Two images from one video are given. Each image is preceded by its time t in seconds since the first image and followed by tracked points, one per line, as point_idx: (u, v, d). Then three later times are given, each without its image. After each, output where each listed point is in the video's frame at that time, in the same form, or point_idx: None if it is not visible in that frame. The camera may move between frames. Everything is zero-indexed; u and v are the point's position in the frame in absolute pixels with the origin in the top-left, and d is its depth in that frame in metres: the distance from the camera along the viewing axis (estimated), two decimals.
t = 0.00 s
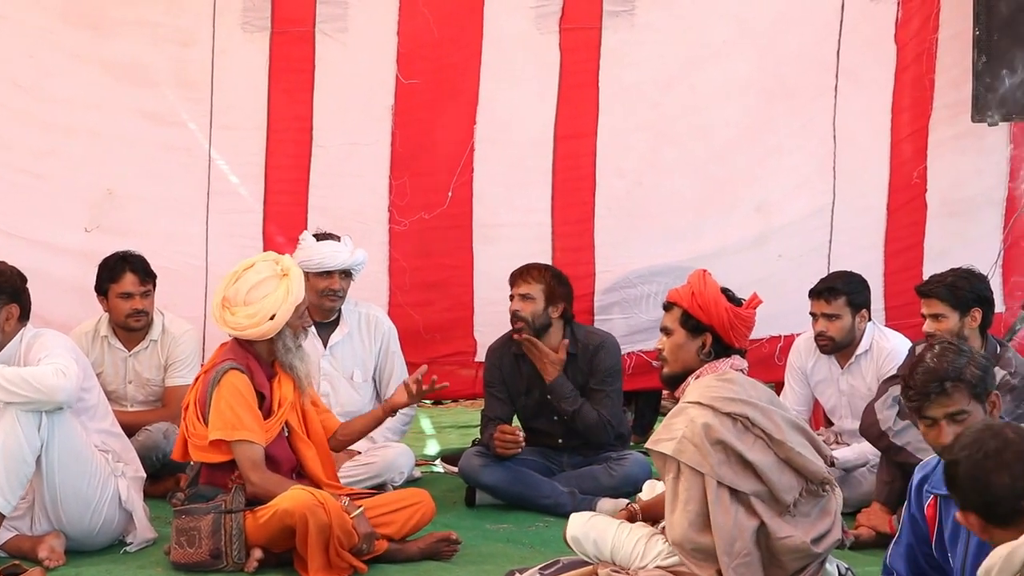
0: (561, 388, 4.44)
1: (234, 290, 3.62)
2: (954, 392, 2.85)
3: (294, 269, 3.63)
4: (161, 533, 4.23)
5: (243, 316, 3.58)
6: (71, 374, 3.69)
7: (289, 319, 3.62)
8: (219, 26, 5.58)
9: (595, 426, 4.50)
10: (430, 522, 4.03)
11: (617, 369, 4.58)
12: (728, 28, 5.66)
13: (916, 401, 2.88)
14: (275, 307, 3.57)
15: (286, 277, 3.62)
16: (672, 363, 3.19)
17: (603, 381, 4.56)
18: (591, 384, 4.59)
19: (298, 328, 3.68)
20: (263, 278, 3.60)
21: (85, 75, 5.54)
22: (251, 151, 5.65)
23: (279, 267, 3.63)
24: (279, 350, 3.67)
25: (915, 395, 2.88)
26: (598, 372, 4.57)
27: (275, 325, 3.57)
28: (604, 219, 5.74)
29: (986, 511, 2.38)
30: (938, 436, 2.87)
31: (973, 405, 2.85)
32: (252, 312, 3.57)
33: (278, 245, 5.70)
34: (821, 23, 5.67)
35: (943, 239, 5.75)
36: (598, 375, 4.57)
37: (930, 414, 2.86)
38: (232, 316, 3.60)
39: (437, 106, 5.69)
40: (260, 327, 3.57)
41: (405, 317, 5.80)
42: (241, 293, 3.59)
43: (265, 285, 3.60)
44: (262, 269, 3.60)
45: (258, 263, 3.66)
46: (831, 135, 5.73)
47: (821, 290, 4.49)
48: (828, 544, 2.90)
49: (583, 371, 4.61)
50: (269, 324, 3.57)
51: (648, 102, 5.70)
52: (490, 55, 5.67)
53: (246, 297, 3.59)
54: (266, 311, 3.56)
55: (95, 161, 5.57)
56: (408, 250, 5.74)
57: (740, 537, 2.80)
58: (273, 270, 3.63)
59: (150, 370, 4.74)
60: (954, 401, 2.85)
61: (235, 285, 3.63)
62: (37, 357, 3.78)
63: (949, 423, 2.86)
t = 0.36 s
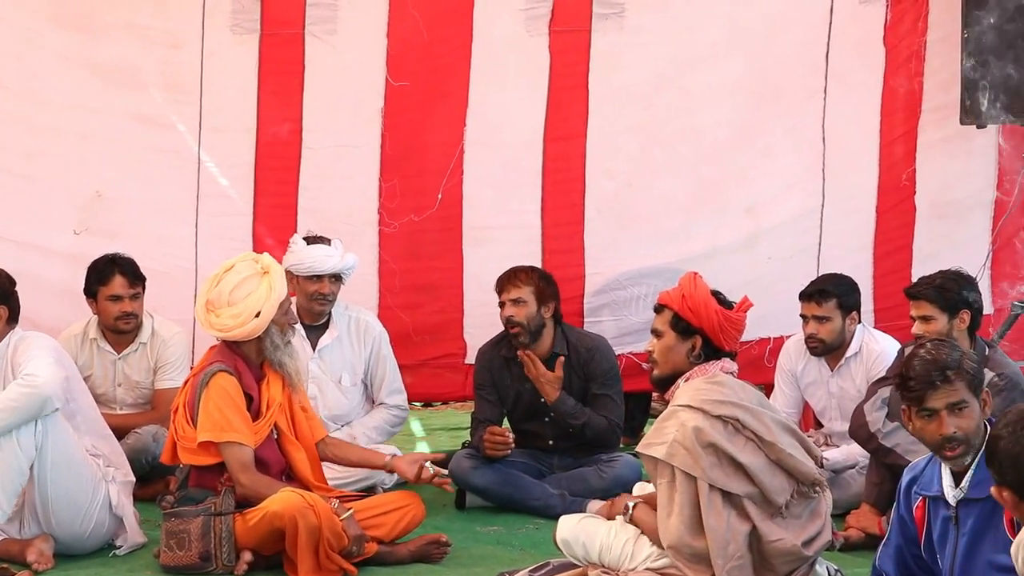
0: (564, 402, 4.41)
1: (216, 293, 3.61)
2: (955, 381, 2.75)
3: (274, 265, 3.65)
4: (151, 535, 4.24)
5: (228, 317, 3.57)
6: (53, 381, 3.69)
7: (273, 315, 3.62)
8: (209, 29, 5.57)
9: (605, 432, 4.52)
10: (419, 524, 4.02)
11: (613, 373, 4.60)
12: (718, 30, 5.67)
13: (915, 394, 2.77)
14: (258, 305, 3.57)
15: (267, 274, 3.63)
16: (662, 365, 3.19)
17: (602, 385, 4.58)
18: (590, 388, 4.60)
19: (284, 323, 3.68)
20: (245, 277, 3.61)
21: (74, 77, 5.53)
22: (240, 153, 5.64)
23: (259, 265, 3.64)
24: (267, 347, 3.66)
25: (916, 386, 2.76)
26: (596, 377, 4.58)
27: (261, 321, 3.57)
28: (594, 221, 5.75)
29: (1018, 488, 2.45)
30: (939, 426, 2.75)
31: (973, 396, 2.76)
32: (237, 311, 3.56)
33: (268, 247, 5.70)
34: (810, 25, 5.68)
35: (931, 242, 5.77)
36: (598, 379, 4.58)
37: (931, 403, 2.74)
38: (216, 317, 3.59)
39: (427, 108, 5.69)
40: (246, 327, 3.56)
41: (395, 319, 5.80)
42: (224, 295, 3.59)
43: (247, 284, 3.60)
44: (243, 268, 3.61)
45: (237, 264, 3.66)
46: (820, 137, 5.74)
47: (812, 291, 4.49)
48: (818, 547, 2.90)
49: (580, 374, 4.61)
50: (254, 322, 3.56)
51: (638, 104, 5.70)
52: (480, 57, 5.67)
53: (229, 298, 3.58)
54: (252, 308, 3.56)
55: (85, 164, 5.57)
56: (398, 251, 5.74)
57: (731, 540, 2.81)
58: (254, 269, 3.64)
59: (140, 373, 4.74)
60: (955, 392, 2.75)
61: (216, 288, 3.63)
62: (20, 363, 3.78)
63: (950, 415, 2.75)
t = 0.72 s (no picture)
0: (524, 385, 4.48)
1: (222, 294, 3.57)
2: (946, 382, 2.76)
3: (276, 269, 3.66)
4: (137, 538, 4.23)
5: (236, 317, 3.54)
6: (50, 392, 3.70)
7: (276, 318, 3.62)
8: (194, 30, 5.55)
9: (562, 422, 4.49)
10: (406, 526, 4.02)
11: (592, 364, 4.57)
12: (704, 32, 5.68)
13: (906, 395, 2.77)
14: (267, 306, 3.56)
15: (269, 276, 3.63)
16: (647, 366, 3.19)
17: (575, 375, 4.54)
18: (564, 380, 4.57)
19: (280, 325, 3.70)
20: (251, 278, 3.60)
21: (59, 79, 5.51)
22: (226, 155, 5.62)
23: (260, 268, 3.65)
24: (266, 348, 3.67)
25: (907, 387, 2.77)
26: (572, 369, 4.55)
27: (268, 323, 3.56)
28: (580, 223, 5.75)
29: (1003, 484, 2.49)
30: (931, 426, 2.76)
31: (963, 397, 2.77)
32: (245, 311, 3.54)
33: (254, 249, 5.70)
34: (796, 27, 5.70)
35: (918, 244, 5.86)
36: (572, 371, 4.55)
37: (921, 404, 2.76)
38: (223, 318, 3.56)
39: (413, 109, 5.68)
40: (255, 327, 3.54)
41: (382, 321, 5.79)
42: (232, 295, 3.56)
43: (253, 286, 3.59)
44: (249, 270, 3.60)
45: (237, 266, 3.66)
46: (806, 138, 5.76)
47: (798, 292, 4.49)
48: (802, 547, 2.90)
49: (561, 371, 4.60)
50: (263, 323, 3.55)
51: (625, 106, 5.70)
52: (466, 58, 5.66)
53: (237, 298, 3.55)
54: (260, 309, 3.55)
55: (70, 167, 5.55)
56: (384, 253, 5.73)
57: (714, 540, 2.81)
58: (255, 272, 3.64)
59: (125, 376, 4.72)
60: (946, 393, 2.76)
61: (221, 290, 3.59)
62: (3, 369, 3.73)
63: (940, 416, 2.76)
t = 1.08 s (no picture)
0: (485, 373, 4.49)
1: (195, 292, 3.56)
2: (927, 382, 2.81)
3: (246, 265, 3.66)
4: (107, 540, 4.20)
5: (212, 313, 3.54)
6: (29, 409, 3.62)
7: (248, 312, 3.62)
8: (166, 30, 5.53)
9: (515, 415, 4.47)
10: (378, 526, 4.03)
11: (557, 361, 4.56)
12: (677, 33, 5.69)
13: (888, 395, 2.82)
14: (241, 300, 3.57)
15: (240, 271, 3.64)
16: (620, 367, 3.18)
17: (540, 372, 4.53)
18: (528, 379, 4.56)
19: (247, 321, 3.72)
20: (223, 275, 3.60)
21: (29, 78, 5.48)
22: (198, 156, 5.61)
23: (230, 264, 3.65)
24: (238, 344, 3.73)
25: (889, 386, 2.81)
26: (536, 366, 4.55)
27: (244, 316, 3.56)
28: (553, 224, 5.75)
29: (973, 476, 2.50)
30: (913, 425, 2.80)
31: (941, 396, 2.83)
32: (222, 306, 3.54)
33: (226, 250, 5.68)
34: (768, 29, 5.72)
35: (890, 244, 5.92)
36: (537, 368, 4.54)
37: (905, 403, 2.80)
38: (198, 315, 3.54)
39: (386, 110, 5.67)
40: (233, 321, 3.54)
41: (354, 321, 5.78)
42: (207, 291, 3.55)
43: (225, 282, 3.59)
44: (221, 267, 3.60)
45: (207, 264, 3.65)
46: (778, 139, 5.79)
47: (771, 292, 4.50)
48: (776, 547, 2.91)
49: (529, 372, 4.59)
50: (240, 317, 3.55)
51: (599, 106, 5.71)
52: (439, 59, 5.66)
53: (213, 294, 3.55)
54: (236, 302, 3.55)
55: (40, 167, 5.52)
56: (357, 254, 5.73)
57: (689, 543, 2.82)
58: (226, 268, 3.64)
59: (96, 377, 4.70)
60: (927, 393, 2.81)
61: (193, 288, 3.58)
62: None
63: (922, 414, 2.80)
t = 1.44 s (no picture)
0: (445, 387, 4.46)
1: (129, 290, 3.53)
2: (869, 371, 2.83)
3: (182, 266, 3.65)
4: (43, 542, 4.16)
5: (145, 311, 3.51)
6: None
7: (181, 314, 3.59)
8: (103, 28, 5.47)
9: (482, 425, 4.50)
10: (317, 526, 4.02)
11: (507, 365, 4.58)
12: (618, 33, 5.70)
13: (835, 388, 2.82)
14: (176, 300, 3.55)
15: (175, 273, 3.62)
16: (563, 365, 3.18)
17: (490, 378, 4.56)
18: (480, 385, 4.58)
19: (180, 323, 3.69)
20: (158, 273, 3.57)
21: None
22: (136, 154, 5.56)
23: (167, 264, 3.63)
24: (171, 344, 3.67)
25: (835, 380, 2.81)
26: (486, 372, 4.56)
27: (177, 317, 3.55)
28: (495, 223, 5.76)
29: (934, 463, 2.47)
30: (862, 415, 2.81)
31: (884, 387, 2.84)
32: (156, 305, 3.51)
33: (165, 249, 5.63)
34: (708, 29, 5.74)
35: (828, 243, 5.97)
36: (488, 374, 4.56)
37: (852, 394, 2.80)
38: (131, 313, 3.51)
39: (327, 109, 5.64)
40: (166, 321, 3.52)
41: (296, 321, 5.75)
42: (141, 289, 3.52)
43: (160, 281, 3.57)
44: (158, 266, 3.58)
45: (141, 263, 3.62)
46: (719, 139, 5.82)
47: (713, 289, 4.53)
48: (718, 545, 2.91)
49: (475, 374, 4.59)
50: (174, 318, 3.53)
51: (540, 105, 5.71)
52: (381, 58, 5.64)
53: (147, 293, 3.52)
54: (171, 303, 3.53)
55: None
56: (298, 253, 5.70)
57: (633, 541, 2.83)
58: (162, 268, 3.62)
59: (32, 378, 4.64)
60: (869, 381, 2.82)
61: (126, 285, 3.55)
62: None
63: (870, 404, 2.81)
